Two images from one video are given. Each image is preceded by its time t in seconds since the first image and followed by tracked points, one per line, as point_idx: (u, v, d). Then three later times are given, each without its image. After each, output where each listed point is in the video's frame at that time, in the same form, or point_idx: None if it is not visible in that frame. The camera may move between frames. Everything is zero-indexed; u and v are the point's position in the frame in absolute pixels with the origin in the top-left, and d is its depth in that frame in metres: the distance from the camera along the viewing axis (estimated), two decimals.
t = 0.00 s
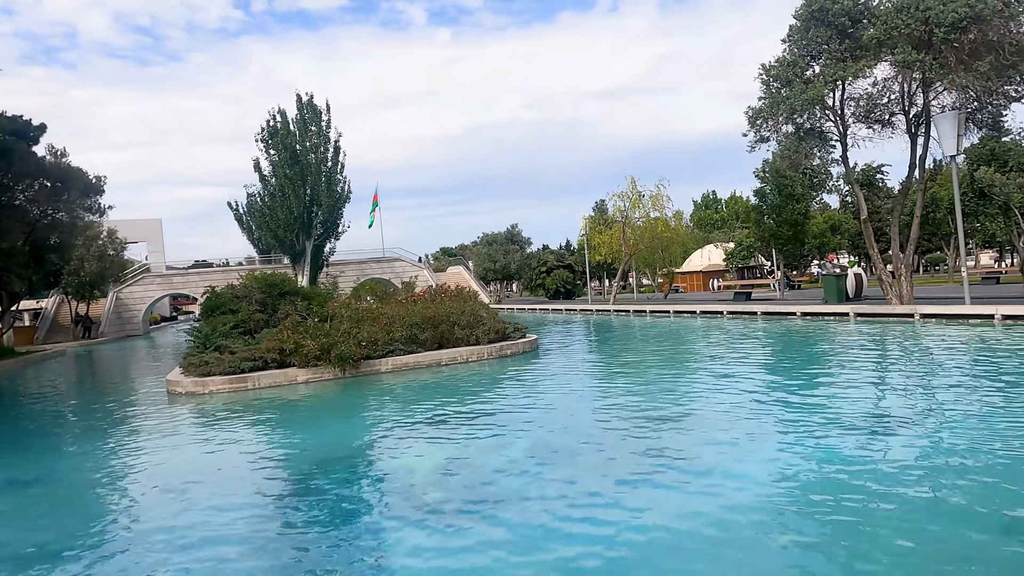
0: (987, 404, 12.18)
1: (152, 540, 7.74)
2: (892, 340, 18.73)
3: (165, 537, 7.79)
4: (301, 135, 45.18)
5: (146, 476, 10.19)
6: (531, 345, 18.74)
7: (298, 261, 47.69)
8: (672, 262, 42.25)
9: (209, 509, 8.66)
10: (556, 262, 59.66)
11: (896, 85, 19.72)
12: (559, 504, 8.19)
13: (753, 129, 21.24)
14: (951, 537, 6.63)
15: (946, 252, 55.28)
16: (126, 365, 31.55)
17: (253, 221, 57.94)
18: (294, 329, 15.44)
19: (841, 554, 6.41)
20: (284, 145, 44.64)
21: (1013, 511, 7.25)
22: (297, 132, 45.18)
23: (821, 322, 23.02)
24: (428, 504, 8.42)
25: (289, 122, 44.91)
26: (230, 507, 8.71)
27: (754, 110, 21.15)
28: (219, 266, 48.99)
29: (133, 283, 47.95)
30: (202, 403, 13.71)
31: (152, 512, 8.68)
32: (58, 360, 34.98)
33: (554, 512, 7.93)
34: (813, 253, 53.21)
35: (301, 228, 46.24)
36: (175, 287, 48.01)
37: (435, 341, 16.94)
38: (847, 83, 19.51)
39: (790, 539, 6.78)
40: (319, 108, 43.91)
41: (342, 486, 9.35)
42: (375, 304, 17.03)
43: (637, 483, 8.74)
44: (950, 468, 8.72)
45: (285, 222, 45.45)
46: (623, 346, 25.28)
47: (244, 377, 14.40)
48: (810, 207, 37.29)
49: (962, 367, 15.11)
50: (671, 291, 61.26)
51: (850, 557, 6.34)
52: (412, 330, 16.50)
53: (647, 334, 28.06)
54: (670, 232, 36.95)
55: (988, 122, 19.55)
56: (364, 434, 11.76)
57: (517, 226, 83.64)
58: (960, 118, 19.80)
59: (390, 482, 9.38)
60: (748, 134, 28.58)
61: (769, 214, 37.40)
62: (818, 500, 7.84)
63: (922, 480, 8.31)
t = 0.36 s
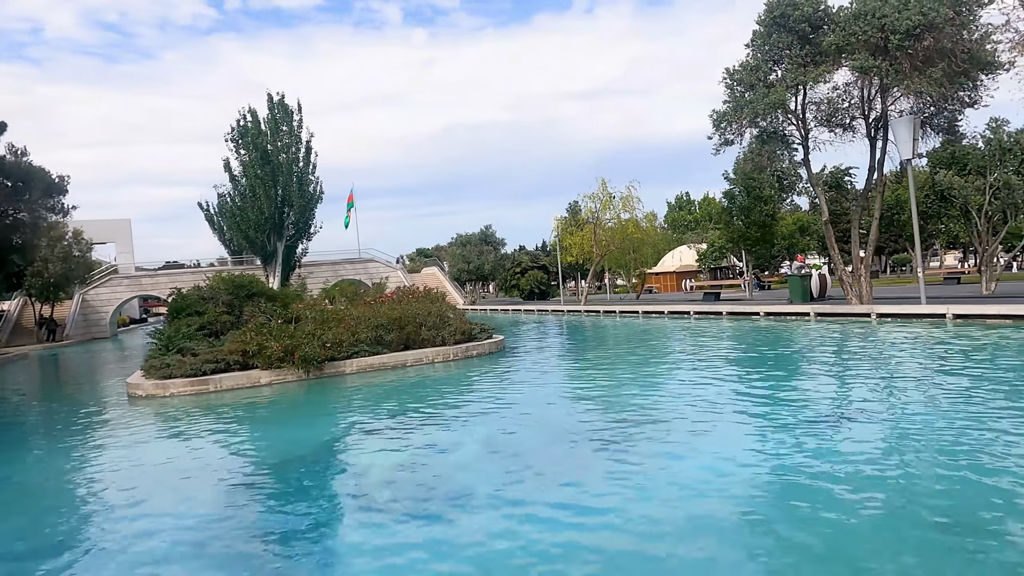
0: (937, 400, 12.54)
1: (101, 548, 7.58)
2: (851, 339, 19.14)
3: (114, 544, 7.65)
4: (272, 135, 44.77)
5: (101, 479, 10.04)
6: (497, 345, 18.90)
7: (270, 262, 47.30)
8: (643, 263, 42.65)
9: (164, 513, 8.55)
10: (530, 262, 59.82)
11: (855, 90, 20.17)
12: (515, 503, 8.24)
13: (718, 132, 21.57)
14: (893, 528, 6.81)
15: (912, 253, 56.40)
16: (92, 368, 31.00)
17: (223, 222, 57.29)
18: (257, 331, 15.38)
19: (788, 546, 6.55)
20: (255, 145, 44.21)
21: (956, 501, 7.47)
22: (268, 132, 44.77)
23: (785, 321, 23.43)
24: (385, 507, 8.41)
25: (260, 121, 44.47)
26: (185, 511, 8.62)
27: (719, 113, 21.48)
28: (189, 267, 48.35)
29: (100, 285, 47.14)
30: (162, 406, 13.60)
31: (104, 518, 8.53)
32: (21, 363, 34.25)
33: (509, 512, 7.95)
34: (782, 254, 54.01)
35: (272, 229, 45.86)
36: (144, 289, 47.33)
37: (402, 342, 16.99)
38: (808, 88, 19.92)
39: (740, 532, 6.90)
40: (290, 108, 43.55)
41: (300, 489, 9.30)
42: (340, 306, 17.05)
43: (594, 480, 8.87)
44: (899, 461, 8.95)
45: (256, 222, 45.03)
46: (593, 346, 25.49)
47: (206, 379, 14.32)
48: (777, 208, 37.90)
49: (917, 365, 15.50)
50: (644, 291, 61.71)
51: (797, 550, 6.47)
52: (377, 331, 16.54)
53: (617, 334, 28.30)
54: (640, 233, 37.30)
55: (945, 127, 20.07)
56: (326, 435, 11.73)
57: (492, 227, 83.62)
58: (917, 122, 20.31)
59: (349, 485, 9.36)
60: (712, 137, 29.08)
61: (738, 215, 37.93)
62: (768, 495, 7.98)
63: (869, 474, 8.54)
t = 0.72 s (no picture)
0: (903, 398, 12.74)
1: (60, 552, 7.51)
2: (824, 338, 19.37)
3: (74, 547, 7.60)
4: (252, 135, 44.44)
5: (66, 480, 9.95)
6: (472, 345, 18.99)
7: (250, 263, 47.05)
8: (625, 263, 42.82)
9: (127, 515, 8.50)
10: (514, 263, 59.82)
11: (828, 92, 20.44)
12: (479, 502, 8.29)
13: (694, 133, 21.75)
14: (849, 520, 6.94)
15: (892, 252, 56.94)
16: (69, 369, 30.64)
17: (204, 222, 56.82)
18: (230, 331, 15.33)
19: (743, 537, 6.68)
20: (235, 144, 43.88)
21: (912, 493, 7.62)
22: (248, 132, 44.44)
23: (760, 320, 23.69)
24: (350, 506, 8.42)
25: (240, 121, 44.10)
26: (149, 512, 8.58)
27: (694, 115, 21.66)
28: (169, 268, 47.90)
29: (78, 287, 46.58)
30: (132, 407, 13.53)
31: (65, 520, 8.46)
32: None
33: (473, 510, 8.00)
34: (763, 254, 54.47)
35: (253, 229, 45.59)
36: (123, 289, 46.86)
37: (376, 342, 17.02)
38: (781, 90, 20.16)
39: (698, 526, 7.00)
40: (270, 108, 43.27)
41: (267, 489, 9.29)
42: (315, 306, 17.09)
43: (562, 478, 8.95)
44: (859, 456, 9.08)
45: (236, 222, 44.70)
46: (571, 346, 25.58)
47: (177, 380, 14.28)
48: (756, 208, 38.21)
49: (886, 363, 15.73)
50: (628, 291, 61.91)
51: (753, 543, 6.58)
52: (351, 331, 16.59)
53: (596, 333, 28.41)
54: (621, 233, 37.53)
55: (916, 129, 20.38)
56: (297, 434, 11.73)
57: (476, 227, 83.50)
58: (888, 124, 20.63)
59: (317, 485, 9.36)
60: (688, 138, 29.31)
61: (717, 216, 38.18)
62: (729, 489, 8.09)
63: (829, 468, 8.68)
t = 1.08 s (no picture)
0: (874, 396, 12.97)
1: (29, 546, 7.57)
2: (804, 338, 19.62)
3: (44, 542, 7.65)
4: (241, 134, 44.38)
5: (41, 476, 10.00)
6: (454, 345, 19.15)
7: (239, 263, 46.98)
8: (613, 264, 42.99)
9: (100, 509, 8.57)
10: (503, 263, 59.88)
11: (809, 95, 20.71)
12: (449, 498, 8.42)
13: (677, 135, 21.97)
14: (807, 511, 7.11)
15: (878, 253, 57.44)
16: (55, 368, 30.49)
17: (193, 221, 56.67)
18: (212, 331, 15.43)
19: (704, 528, 6.84)
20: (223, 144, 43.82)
21: (871, 485, 7.81)
22: (237, 131, 44.38)
23: (741, 321, 23.95)
24: (321, 502, 8.52)
25: (229, 120, 44.05)
26: (122, 508, 8.65)
27: (677, 117, 21.90)
28: (157, 266, 47.73)
29: (65, 286, 46.37)
30: (113, 406, 13.61)
31: (36, 516, 8.51)
32: None
33: (443, 505, 8.14)
34: (751, 255, 54.82)
35: (241, 229, 45.52)
36: (110, 289, 46.70)
37: (358, 342, 17.20)
38: (762, 93, 20.42)
39: (660, 517, 7.15)
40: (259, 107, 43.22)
41: (241, 485, 9.38)
42: (298, 305, 17.27)
43: (534, 474, 9.10)
44: (824, 452, 9.28)
45: (224, 222, 44.63)
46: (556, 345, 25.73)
47: (159, 379, 14.37)
48: (743, 210, 38.48)
49: (861, 362, 15.97)
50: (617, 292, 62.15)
51: (711, 533, 6.74)
52: (334, 331, 16.78)
53: (582, 333, 28.61)
54: (608, 234, 37.77)
55: (895, 132, 20.67)
56: (276, 431, 11.82)
57: (466, 227, 83.51)
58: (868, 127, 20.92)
59: (291, 481, 9.47)
60: (672, 141, 29.56)
61: (704, 217, 38.41)
62: (695, 483, 8.25)
63: (794, 463, 8.87)
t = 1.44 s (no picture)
0: (857, 397, 13.23)
1: (22, 543, 7.72)
2: (792, 339, 19.88)
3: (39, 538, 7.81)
4: (237, 135, 44.46)
5: (37, 473, 10.15)
6: (446, 345, 19.40)
7: (235, 263, 47.09)
8: (608, 265, 43.17)
9: (94, 506, 8.74)
10: (499, 264, 59.88)
11: (798, 100, 20.98)
12: (435, 493, 8.65)
13: (668, 139, 22.21)
14: (779, 508, 7.35)
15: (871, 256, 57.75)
16: (49, 367, 30.60)
17: (188, 221, 56.73)
18: (206, 331, 15.62)
19: (679, 524, 7.07)
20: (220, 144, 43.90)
21: (842, 482, 8.08)
22: (234, 131, 44.45)
23: (731, 322, 24.21)
24: (311, 499, 8.71)
25: (225, 120, 44.14)
26: (116, 505, 8.83)
27: (669, 121, 22.15)
28: (153, 266, 47.81)
29: (60, 285, 46.41)
30: (108, 403, 13.79)
31: (30, 513, 8.67)
32: None
33: (429, 502, 8.37)
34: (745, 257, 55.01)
35: (237, 229, 45.63)
36: (105, 288, 46.75)
37: (351, 342, 17.42)
38: (752, 98, 20.68)
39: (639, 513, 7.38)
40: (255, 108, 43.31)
41: (235, 481, 9.57)
42: (291, 305, 17.48)
43: (519, 472, 9.33)
44: (802, 451, 9.53)
45: (220, 222, 44.71)
46: (548, 345, 25.95)
47: (153, 378, 14.55)
48: (736, 212, 38.70)
49: (845, 364, 16.26)
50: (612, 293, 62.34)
51: (685, 528, 6.98)
52: (327, 330, 17.00)
53: (575, 334, 28.83)
54: (602, 236, 38.02)
55: (884, 136, 20.92)
56: (269, 429, 12.01)
57: (462, 228, 83.67)
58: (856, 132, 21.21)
59: (283, 478, 9.66)
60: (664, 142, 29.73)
61: (698, 218, 38.60)
62: (673, 481, 8.49)
63: (772, 461, 9.12)
